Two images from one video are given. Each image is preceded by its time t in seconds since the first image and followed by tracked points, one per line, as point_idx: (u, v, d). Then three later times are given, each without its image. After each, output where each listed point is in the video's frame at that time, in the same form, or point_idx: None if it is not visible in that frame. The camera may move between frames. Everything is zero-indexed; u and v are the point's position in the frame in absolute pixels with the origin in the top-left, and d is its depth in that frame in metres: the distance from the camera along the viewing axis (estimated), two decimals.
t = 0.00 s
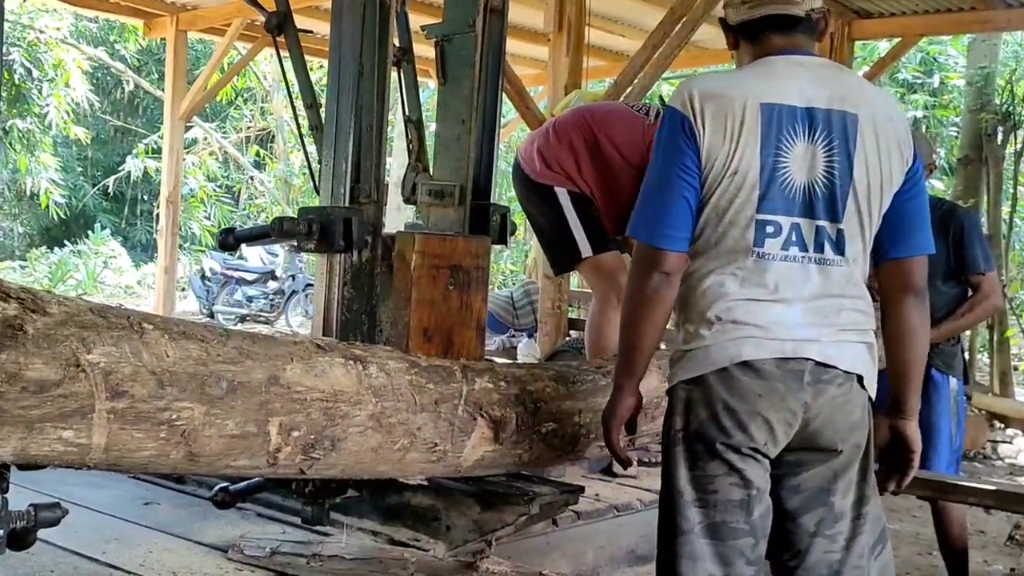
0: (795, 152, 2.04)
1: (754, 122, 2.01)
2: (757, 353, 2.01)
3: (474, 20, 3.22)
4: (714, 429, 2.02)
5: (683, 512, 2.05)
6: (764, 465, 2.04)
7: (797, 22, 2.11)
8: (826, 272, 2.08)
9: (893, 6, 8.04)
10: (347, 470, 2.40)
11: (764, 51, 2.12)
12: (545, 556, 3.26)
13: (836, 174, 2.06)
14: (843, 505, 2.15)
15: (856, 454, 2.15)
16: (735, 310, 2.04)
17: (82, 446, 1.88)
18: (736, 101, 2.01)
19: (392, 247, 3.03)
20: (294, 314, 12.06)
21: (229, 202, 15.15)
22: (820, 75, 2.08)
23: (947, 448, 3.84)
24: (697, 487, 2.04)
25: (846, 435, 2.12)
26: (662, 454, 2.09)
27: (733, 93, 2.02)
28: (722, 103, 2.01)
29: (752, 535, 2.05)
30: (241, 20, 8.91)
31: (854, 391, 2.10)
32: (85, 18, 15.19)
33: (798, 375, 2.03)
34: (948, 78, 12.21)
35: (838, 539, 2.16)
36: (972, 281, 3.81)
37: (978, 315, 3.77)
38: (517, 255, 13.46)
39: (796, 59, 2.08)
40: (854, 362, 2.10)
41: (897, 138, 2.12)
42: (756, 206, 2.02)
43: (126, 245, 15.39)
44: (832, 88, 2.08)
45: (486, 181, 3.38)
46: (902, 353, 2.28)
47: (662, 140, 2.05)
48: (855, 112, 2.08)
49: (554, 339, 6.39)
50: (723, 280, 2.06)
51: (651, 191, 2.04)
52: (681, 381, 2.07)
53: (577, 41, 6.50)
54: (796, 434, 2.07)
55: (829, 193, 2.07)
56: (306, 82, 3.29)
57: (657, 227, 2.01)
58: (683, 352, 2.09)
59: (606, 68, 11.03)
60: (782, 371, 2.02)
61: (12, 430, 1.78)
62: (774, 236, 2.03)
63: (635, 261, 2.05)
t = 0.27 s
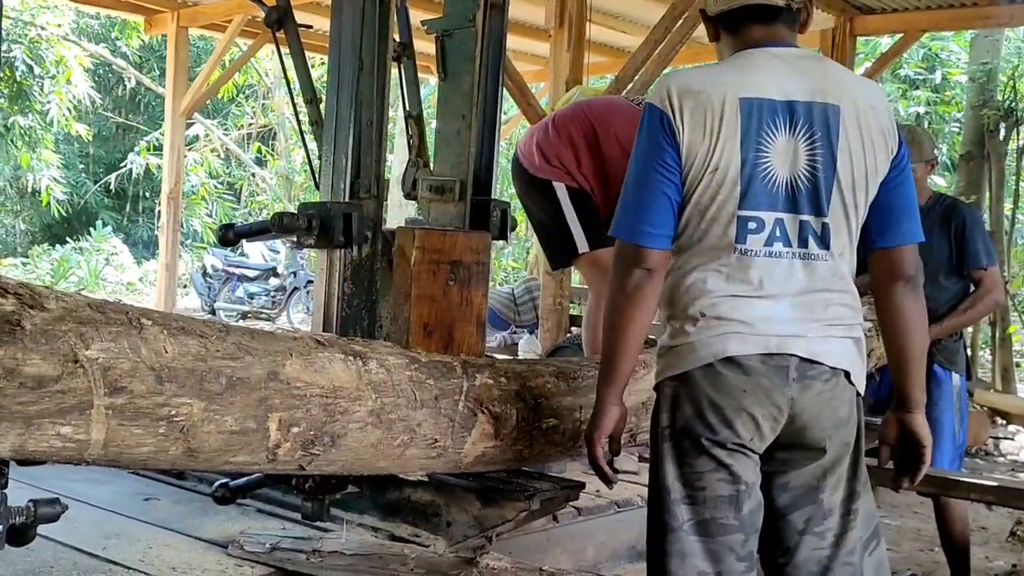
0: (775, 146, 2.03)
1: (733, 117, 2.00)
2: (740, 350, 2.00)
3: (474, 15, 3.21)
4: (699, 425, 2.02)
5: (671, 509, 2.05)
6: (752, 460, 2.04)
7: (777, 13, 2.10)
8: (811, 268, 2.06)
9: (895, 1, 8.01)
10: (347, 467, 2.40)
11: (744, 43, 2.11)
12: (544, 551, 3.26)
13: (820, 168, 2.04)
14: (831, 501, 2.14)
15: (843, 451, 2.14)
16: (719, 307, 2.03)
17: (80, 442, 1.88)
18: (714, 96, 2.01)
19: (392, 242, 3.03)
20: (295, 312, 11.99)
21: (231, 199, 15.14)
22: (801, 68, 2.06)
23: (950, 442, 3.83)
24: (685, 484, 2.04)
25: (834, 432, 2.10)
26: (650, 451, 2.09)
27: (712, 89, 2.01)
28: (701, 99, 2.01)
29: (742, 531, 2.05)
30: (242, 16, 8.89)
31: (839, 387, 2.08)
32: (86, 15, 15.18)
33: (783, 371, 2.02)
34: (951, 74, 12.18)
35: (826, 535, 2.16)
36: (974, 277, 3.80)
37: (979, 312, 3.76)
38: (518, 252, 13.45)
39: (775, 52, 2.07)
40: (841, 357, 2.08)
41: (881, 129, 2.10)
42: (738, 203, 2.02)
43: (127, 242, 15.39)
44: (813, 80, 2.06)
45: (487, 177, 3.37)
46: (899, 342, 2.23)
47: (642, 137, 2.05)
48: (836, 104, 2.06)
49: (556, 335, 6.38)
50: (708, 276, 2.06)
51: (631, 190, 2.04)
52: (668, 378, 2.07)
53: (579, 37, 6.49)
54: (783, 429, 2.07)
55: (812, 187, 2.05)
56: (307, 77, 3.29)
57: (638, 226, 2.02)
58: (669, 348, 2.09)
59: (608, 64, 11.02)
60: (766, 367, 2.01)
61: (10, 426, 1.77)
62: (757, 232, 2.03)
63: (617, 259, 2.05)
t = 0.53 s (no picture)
0: (765, 141, 2.03)
1: (723, 113, 2.00)
2: (730, 346, 2.01)
3: (475, 10, 3.20)
4: (690, 421, 2.03)
5: (665, 506, 2.05)
6: (744, 456, 2.05)
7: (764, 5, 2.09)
8: (802, 263, 2.07)
9: None
10: (346, 463, 2.39)
11: (731, 36, 2.11)
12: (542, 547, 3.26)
13: (810, 163, 2.05)
14: (823, 496, 2.15)
15: (834, 446, 2.14)
16: (709, 303, 2.03)
17: (79, 437, 1.88)
18: (704, 93, 2.00)
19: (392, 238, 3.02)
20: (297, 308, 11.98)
21: (232, 195, 15.13)
22: (790, 62, 2.06)
23: (952, 436, 3.82)
24: (678, 480, 2.04)
25: (825, 428, 2.11)
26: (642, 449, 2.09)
27: (702, 84, 2.01)
28: (690, 95, 2.00)
29: (736, 527, 2.05)
30: (243, 13, 8.88)
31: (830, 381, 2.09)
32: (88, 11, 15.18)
33: (773, 366, 2.02)
34: (953, 70, 12.15)
35: (818, 530, 2.16)
36: (977, 273, 3.78)
37: (981, 308, 3.75)
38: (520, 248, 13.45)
39: (762, 46, 2.07)
40: (831, 352, 2.08)
41: (870, 122, 2.11)
42: (729, 199, 2.02)
43: (129, 239, 15.39)
44: (801, 73, 2.06)
45: (487, 172, 3.36)
46: (878, 336, 2.25)
47: (629, 134, 2.03)
48: (825, 97, 2.06)
49: (557, 331, 6.37)
50: (698, 272, 2.06)
51: (620, 188, 2.03)
52: (660, 375, 2.07)
53: (580, 32, 6.48)
54: (773, 425, 2.07)
55: (803, 182, 2.05)
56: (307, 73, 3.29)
57: (628, 224, 2.01)
58: (659, 345, 2.09)
59: (610, 60, 11.01)
60: (757, 363, 2.01)
61: (9, 422, 1.77)
62: (747, 229, 2.03)
63: (605, 257, 2.04)
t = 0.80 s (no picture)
0: (765, 136, 2.03)
1: (723, 108, 2.00)
2: (727, 341, 2.02)
3: (476, 5, 3.20)
4: (688, 417, 2.04)
5: (662, 502, 2.06)
6: (741, 451, 2.06)
7: None
8: (800, 258, 2.09)
9: None
10: (346, 459, 2.39)
11: (728, 30, 2.11)
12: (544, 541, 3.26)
13: (809, 157, 2.06)
14: (819, 491, 2.18)
15: (830, 441, 2.16)
16: (707, 298, 2.05)
17: (79, 435, 1.88)
18: (704, 87, 2.00)
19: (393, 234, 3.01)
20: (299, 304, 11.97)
21: (234, 191, 15.12)
22: (788, 56, 2.07)
23: (954, 431, 3.82)
24: (676, 476, 2.06)
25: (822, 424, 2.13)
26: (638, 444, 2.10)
27: (702, 80, 2.00)
28: (691, 90, 1.99)
29: (734, 522, 2.06)
30: (244, 8, 8.85)
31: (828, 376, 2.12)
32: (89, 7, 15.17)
33: (771, 362, 2.04)
34: (956, 65, 12.12)
35: (815, 523, 2.19)
36: (979, 267, 3.78)
37: (983, 302, 3.75)
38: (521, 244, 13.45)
39: (760, 39, 2.07)
40: (828, 347, 2.11)
41: (866, 116, 2.12)
42: (729, 194, 2.02)
43: (131, 235, 15.41)
44: (799, 68, 2.07)
45: (488, 166, 3.36)
46: (868, 325, 2.30)
47: (628, 130, 2.02)
48: (823, 92, 2.07)
49: (559, 326, 6.37)
50: (696, 268, 2.06)
51: (619, 184, 2.02)
52: (657, 370, 2.09)
53: (581, 27, 6.47)
54: (772, 420, 2.10)
55: (801, 176, 2.06)
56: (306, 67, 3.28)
57: (629, 220, 2.00)
58: (657, 340, 2.11)
59: (612, 55, 10.99)
60: (755, 358, 2.03)
61: (9, 419, 1.77)
62: (745, 224, 2.04)
63: (604, 254, 2.04)
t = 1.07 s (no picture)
0: (767, 131, 2.03)
1: (725, 103, 1.99)
2: (730, 337, 2.02)
3: None
4: (691, 413, 2.05)
5: (665, 498, 2.06)
6: (744, 446, 2.06)
7: None
8: (803, 252, 2.08)
9: None
10: (347, 452, 2.39)
11: (726, 24, 2.09)
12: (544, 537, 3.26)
13: (811, 152, 2.06)
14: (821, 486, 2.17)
15: (832, 436, 2.16)
16: (710, 294, 2.05)
17: (81, 424, 1.88)
18: (705, 82, 1.99)
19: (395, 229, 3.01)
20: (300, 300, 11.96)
21: (236, 187, 15.10)
22: (789, 50, 2.06)
23: (956, 429, 3.82)
24: (678, 471, 2.06)
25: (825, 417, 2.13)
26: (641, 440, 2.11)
27: (704, 76, 1.99)
28: (693, 86, 1.99)
29: (737, 518, 2.06)
30: (246, 3, 8.84)
31: (831, 369, 2.12)
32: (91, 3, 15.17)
33: (774, 357, 2.04)
34: (958, 60, 12.10)
35: (816, 518, 2.18)
36: (979, 264, 3.75)
37: (984, 299, 3.74)
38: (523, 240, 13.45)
39: (759, 33, 2.06)
40: (831, 342, 2.10)
41: (866, 110, 2.12)
42: (731, 189, 2.02)
43: (133, 231, 15.41)
44: (800, 63, 2.06)
45: (490, 161, 3.35)
46: (866, 319, 2.31)
47: (630, 127, 2.02)
48: (824, 87, 2.07)
49: (561, 321, 6.37)
50: (699, 264, 2.07)
51: (622, 182, 2.01)
52: (660, 366, 2.10)
53: (583, 22, 6.47)
54: (775, 416, 2.09)
55: (803, 171, 2.06)
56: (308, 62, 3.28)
57: (632, 218, 2.00)
58: (659, 336, 2.12)
59: (614, 51, 10.98)
60: (758, 353, 2.03)
61: (11, 408, 1.77)
62: (749, 219, 2.04)
63: (607, 252, 2.03)
